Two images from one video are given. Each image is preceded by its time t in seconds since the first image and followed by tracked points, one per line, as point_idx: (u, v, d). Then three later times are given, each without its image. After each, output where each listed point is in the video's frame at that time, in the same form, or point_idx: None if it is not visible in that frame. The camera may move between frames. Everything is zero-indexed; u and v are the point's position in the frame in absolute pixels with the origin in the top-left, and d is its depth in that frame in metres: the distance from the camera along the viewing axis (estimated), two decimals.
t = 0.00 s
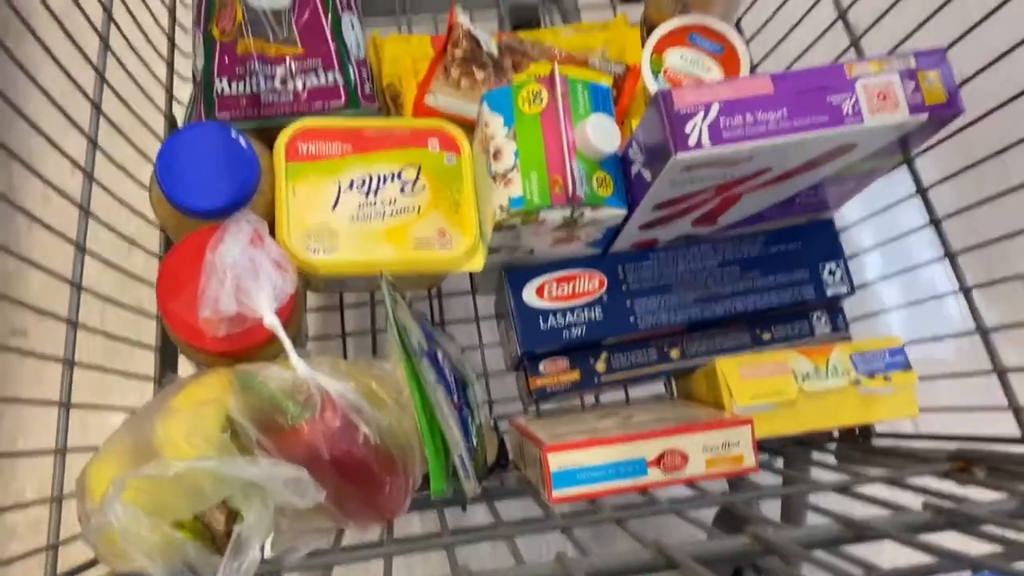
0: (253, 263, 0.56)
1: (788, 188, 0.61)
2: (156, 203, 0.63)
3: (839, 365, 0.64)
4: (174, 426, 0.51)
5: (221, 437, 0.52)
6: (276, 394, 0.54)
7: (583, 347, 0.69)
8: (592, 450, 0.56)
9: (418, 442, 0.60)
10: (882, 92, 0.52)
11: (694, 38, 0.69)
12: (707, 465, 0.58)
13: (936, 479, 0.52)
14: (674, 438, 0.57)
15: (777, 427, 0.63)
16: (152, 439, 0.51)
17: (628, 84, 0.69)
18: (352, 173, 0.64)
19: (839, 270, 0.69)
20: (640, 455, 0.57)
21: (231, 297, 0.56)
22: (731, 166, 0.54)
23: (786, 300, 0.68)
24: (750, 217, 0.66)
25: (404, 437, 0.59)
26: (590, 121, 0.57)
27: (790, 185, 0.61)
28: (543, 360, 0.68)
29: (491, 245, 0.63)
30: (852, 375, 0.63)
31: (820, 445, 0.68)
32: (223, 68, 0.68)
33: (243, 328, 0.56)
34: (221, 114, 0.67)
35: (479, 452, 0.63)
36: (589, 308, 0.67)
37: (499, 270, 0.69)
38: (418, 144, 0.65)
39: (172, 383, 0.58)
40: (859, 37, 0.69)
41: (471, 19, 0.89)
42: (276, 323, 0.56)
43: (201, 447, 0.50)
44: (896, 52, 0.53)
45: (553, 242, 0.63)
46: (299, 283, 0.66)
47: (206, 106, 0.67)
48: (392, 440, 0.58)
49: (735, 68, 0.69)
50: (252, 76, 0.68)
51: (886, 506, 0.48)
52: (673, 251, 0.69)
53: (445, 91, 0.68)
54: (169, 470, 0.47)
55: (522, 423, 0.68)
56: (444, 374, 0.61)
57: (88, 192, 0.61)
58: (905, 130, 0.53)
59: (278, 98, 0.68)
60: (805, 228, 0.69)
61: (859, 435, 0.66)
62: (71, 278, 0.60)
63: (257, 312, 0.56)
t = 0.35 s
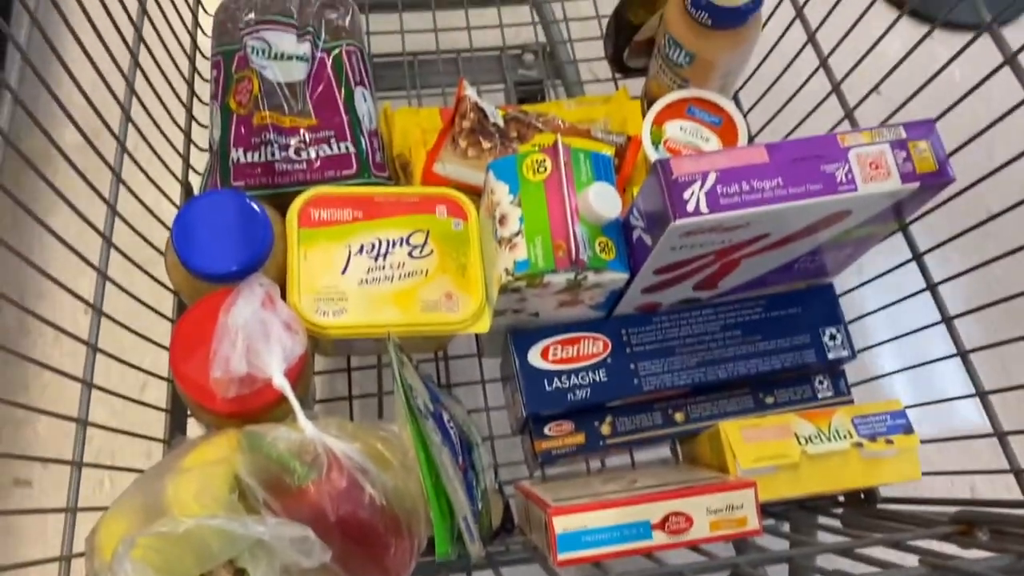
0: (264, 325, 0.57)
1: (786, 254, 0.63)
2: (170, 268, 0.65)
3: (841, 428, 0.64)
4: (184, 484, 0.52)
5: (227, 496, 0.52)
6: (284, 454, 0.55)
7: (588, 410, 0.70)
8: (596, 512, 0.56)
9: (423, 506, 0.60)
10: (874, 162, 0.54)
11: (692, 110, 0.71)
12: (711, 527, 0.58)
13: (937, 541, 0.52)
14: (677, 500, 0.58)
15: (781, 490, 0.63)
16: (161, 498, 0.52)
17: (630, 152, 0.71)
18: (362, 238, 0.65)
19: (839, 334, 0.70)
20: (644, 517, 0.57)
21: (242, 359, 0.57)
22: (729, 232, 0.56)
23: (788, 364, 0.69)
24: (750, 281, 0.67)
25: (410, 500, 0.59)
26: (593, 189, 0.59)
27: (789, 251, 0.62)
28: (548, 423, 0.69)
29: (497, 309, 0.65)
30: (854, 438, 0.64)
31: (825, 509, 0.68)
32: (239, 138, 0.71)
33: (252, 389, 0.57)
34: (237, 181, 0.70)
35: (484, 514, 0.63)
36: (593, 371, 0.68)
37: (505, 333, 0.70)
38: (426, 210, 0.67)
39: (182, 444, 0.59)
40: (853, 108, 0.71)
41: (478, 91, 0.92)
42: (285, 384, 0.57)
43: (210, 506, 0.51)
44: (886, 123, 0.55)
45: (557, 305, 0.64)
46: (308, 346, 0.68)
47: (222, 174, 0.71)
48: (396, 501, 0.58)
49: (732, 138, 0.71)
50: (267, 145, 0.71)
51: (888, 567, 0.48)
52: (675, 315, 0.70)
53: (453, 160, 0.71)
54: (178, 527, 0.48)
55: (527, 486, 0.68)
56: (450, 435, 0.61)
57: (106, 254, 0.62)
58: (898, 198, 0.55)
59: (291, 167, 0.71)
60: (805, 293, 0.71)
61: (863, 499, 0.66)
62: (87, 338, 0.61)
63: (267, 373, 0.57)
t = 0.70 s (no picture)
0: (268, 386, 0.58)
1: (781, 313, 0.64)
2: (177, 329, 0.66)
3: (839, 486, 0.65)
4: (187, 545, 0.53)
5: (231, 557, 0.53)
6: (286, 514, 0.55)
7: (588, 470, 0.70)
8: (596, 572, 0.57)
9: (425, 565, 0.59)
10: (862, 225, 0.56)
11: (687, 175, 0.74)
12: None
13: None
14: (676, 559, 0.58)
15: (781, 550, 0.63)
16: (164, 558, 0.53)
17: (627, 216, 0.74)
18: (365, 299, 0.67)
19: (836, 394, 0.71)
20: None
21: (246, 420, 0.58)
22: (723, 292, 0.57)
23: (786, 423, 0.70)
24: (747, 341, 0.68)
25: (411, 559, 0.59)
26: (591, 250, 0.61)
27: (783, 311, 0.64)
28: (548, 484, 0.69)
29: (497, 369, 0.66)
30: (853, 497, 0.64)
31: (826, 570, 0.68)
32: (247, 203, 0.73)
33: (255, 449, 0.58)
34: (244, 246, 0.72)
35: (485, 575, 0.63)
36: (593, 431, 0.69)
37: (505, 394, 0.71)
38: (428, 272, 0.69)
39: (185, 505, 0.59)
40: (842, 172, 0.72)
41: (479, 157, 0.95)
42: (288, 444, 0.57)
43: (213, 567, 0.52)
44: (874, 187, 0.57)
45: (556, 365, 0.66)
46: (311, 407, 0.68)
47: (230, 238, 0.72)
48: (396, 561, 0.58)
49: (726, 202, 0.73)
50: (274, 210, 0.73)
51: None
52: (674, 374, 0.71)
53: (455, 223, 0.73)
54: None
55: (528, 547, 0.68)
56: (451, 495, 0.62)
57: (115, 316, 0.64)
58: (887, 259, 0.57)
59: (297, 231, 0.73)
60: (801, 352, 0.72)
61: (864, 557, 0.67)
62: (93, 400, 0.62)
63: (270, 433, 0.58)
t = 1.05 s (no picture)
0: (273, 425, 0.58)
1: (787, 351, 0.64)
2: (183, 369, 0.67)
3: (848, 526, 0.64)
4: None
5: None
6: (291, 554, 0.54)
7: (595, 510, 0.69)
8: None
9: None
10: (866, 262, 0.56)
11: (689, 213, 0.74)
12: None
13: None
14: None
15: None
16: None
17: (631, 252, 0.74)
18: (370, 338, 0.67)
19: (843, 432, 0.70)
20: None
21: (251, 460, 0.57)
22: (729, 329, 0.57)
23: (793, 462, 0.69)
24: (752, 379, 0.68)
25: None
26: (596, 288, 0.61)
27: (789, 348, 0.64)
28: (555, 524, 0.69)
29: (503, 407, 0.66)
30: (863, 536, 0.63)
31: None
32: (253, 243, 0.74)
33: (260, 489, 0.58)
34: (250, 285, 0.72)
35: None
36: (600, 470, 0.68)
37: (511, 432, 0.71)
38: (433, 310, 0.69)
39: (190, 546, 0.59)
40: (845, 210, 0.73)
41: (483, 195, 0.96)
42: (293, 484, 0.57)
43: None
44: (876, 225, 0.57)
45: (562, 403, 0.65)
46: (316, 447, 0.68)
47: (236, 278, 0.73)
48: None
49: (729, 240, 0.74)
50: (280, 249, 0.73)
51: None
52: (679, 413, 0.71)
53: (459, 261, 0.73)
54: None
55: None
56: (456, 536, 0.61)
57: (121, 356, 0.64)
58: (892, 296, 0.57)
59: (302, 270, 0.73)
60: (806, 390, 0.72)
61: None
62: (99, 440, 0.62)
63: (275, 473, 0.57)
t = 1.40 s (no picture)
0: (272, 445, 0.58)
1: (789, 367, 0.64)
2: (183, 390, 0.66)
3: (852, 544, 0.63)
4: None
5: None
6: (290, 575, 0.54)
7: (597, 529, 0.69)
8: None
9: None
10: (867, 277, 0.56)
11: (689, 231, 0.74)
12: None
13: None
14: None
15: None
16: None
17: (632, 270, 0.75)
18: (370, 357, 0.67)
19: (845, 450, 0.70)
20: None
21: (250, 480, 0.57)
22: (730, 345, 0.57)
23: (796, 479, 0.68)
24: (754, 396, 0.68)
25: None
26: (596, 305, 0.61)
27: (790, 365, 0.63)
28: (557, 544, 0.68)
29: (503, 426, 0.65)
30: (867, 555, 0.63)
31: None
32: (253, 262, 0.74)
33: (259, 510, 0.57)
34: (250, 304, 0.72)
35: None
36: (602, 489, 0.68)
37: (512, 451, 0.70)
38: (433, 328, 0.69)
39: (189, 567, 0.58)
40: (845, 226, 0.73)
41: (483, 215, 0.96)
42: (292, 504, 0.57)
43: None
44: (877, 240, 0.57)
45: (563, 422, 0.65)
46: (316, 467, 0.68)
47: (236, 297, 0.73)
48: None
49: (730, 257, 0.74)
50: (279, 269, 0.73)
51: None
52: (681, 431, 0.70)
53: (459, 279, 0.73)
54: None
55: None
56: (457, 556, 0.61)
57: (120, 375, 0.63)
58: (893, 312, 0.57)
59: (302, 290, 0.73)
60: (809, 407, 0.71)
61: None
62: (97, 460, 0.62)
63: (275, 493, 0.57)
